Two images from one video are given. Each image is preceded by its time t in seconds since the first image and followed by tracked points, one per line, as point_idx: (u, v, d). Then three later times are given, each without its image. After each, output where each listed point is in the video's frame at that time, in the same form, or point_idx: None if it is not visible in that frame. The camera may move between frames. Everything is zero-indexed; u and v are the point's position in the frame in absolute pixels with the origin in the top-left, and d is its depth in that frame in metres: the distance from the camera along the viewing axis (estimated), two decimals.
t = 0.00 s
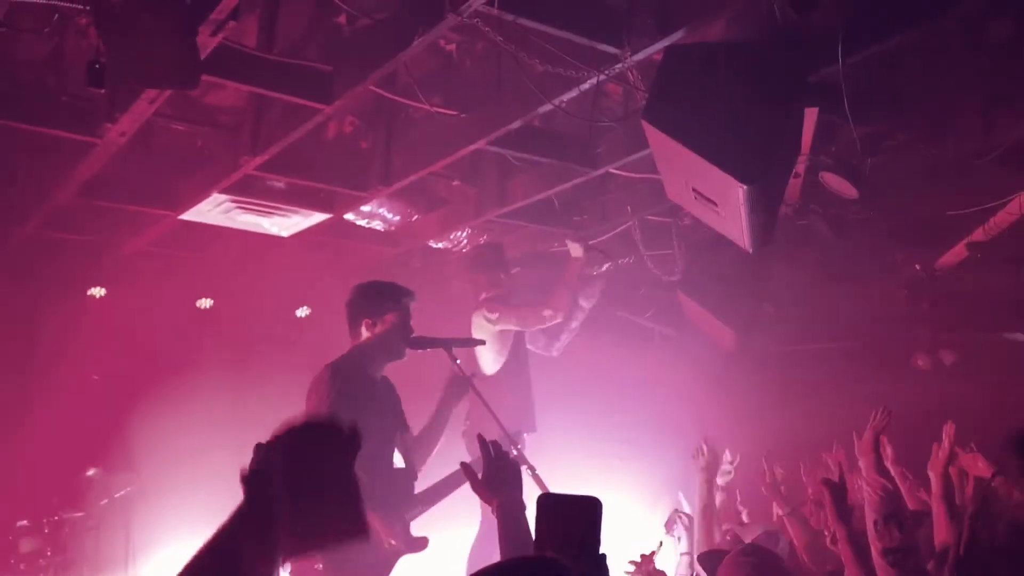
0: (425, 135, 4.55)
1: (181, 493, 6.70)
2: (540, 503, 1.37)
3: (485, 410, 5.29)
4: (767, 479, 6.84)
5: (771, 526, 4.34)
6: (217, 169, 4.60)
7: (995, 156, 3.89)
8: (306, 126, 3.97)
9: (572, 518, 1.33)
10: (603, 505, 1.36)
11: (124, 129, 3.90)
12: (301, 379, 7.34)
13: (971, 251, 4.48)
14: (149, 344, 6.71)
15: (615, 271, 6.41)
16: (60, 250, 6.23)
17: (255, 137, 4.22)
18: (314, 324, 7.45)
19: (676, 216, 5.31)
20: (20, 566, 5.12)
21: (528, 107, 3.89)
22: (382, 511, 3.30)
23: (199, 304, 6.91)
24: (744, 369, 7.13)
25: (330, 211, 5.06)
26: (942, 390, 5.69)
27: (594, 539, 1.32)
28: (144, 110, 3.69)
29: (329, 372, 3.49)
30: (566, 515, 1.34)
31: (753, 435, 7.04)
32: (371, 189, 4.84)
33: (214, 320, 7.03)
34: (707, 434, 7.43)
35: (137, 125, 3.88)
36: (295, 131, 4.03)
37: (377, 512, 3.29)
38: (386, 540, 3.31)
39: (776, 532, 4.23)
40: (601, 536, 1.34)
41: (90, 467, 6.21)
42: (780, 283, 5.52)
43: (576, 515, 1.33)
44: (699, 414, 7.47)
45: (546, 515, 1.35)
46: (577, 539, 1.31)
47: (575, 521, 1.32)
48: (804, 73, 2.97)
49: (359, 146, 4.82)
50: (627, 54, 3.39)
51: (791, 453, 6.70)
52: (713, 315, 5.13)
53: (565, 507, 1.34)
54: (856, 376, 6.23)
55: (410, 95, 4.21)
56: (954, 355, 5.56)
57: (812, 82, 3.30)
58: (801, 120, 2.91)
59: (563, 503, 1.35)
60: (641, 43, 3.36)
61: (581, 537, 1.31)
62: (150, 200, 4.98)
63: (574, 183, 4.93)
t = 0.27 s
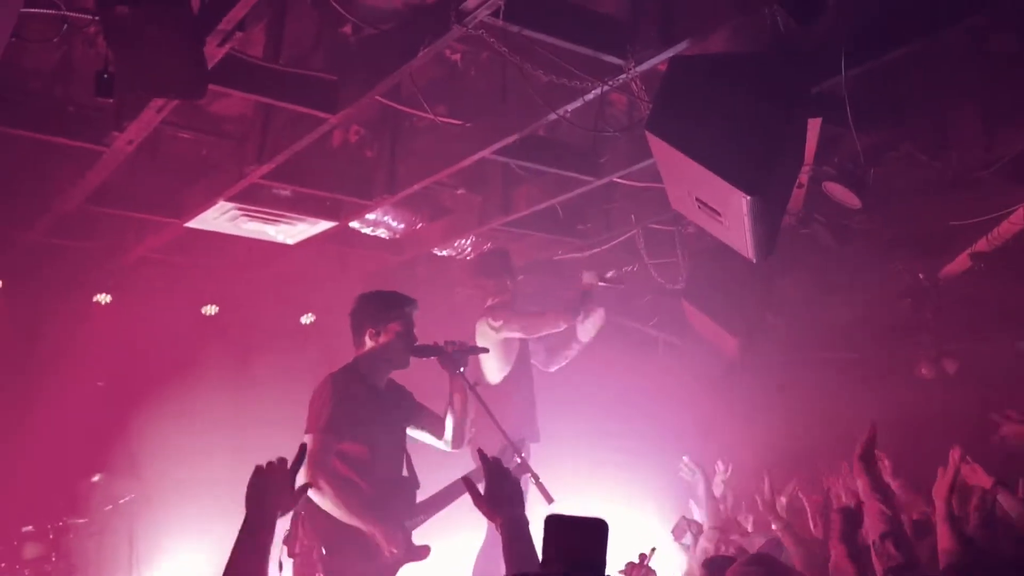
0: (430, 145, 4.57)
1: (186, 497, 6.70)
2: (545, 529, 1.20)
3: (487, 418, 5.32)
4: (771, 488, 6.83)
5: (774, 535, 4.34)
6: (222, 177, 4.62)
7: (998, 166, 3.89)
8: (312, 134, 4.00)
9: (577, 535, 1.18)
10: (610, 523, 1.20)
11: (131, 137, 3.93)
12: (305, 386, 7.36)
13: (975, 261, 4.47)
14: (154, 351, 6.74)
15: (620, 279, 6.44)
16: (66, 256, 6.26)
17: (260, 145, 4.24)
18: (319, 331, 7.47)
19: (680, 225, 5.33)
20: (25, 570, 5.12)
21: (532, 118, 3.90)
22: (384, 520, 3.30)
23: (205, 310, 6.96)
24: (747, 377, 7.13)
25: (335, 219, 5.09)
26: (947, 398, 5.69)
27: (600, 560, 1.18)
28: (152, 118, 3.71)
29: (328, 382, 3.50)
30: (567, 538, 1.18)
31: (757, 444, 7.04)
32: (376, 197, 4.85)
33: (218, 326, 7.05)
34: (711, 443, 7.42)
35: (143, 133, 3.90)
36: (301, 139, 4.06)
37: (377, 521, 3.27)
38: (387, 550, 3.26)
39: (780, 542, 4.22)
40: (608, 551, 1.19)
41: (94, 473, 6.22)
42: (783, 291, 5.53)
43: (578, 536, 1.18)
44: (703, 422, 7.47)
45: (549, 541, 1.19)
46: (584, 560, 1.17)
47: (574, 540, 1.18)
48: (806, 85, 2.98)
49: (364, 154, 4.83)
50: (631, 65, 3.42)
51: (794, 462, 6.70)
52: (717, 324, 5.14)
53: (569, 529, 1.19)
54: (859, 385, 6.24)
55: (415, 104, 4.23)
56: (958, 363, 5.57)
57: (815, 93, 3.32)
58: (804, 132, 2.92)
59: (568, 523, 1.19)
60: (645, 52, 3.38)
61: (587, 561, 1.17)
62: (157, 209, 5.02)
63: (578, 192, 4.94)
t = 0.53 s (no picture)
0: (435, 146, 4.57)
1: (189, 498, 6.69)
2: (543, 531, 1.19)
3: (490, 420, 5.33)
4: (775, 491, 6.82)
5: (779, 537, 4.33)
6: (228, 178, 4.63)
7: (1005, 167, 3.88)
8: (318, 135, 4.00)
9: (579, 535, 1.17)
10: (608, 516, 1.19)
11: (138, 137, 3.93)
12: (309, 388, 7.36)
13: (980, 263, 4.45)
14: (159, 351, 6.74)
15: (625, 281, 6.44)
16: (72, 257, 6.27)
17: (266, 146, 4.25)
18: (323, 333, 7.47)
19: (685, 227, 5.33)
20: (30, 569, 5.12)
21: (538, 119, 3.90)
22: (386, 523, 3.23)
23: (210, 311, 6.99)
24: (752, 380, 7.12)
25: (340, 220, 5.10)
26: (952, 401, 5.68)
27: (602, 549, 1.16)
28: (158, 119, 3.72)
29: (329, 390, 3.44)
30: (569, 542, 1.16)
31: (762, 447, 7.02)
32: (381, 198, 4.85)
33: (223, 328, 7.06)
34: (716, 445, 7.41)
35: (149, 133, 3.90)
36: (306, 140, 4.06)
37: (378, 521, 3.17)
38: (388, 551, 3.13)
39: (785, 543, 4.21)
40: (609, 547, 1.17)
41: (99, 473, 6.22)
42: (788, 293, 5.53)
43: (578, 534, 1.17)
44: (707, 425, 7.46)
45: (548, 544, 1.17)
46: (588, 552, 1.15)
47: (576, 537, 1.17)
48: (812, 86, 2.98)
49: (370, 155, 4.84)
50: (638, 66, 3.41)
51: (799, 465, 6.68)
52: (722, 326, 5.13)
53: (568, 529, 1.17)
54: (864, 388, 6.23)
55: (420, 104, 4.23)
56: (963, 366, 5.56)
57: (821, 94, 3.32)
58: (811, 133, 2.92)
59: (570, 514, 1.17)
60: (651, 53, 3.38)
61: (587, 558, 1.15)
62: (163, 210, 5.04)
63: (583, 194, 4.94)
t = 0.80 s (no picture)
0: (441, 130, 4.56)
1: (191, 479, 6.71)
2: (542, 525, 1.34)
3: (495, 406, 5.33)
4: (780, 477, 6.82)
5: (783, 523, 4.33)
6: (234, 163, 4.63)
7: (1015, 153, 3.85)
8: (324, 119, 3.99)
9: (578, 517, 1.21)
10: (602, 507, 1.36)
11: (144, 121, 3.93)
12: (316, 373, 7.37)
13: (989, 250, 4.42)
14: (165, 337, 6.76)
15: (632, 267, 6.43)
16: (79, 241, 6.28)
17: (273, 131, 4.24)
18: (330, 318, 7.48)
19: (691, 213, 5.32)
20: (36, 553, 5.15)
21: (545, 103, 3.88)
22: (390, 511, 3.21)
23: (216, 296, 6.96)
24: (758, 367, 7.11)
25: (346, 205, 5.09)
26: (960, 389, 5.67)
27: (603, 532, 1.21)
28: (164, 103, 3.71)
29: (332, 376, 3.36)
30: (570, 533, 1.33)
31: (767, 434, 7.02)
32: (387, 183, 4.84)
33: (230, 313, 7.07)
34: (721, 432, 7.41)
35: (154, 117, 3.90)
36: (312, 126, 4.05)
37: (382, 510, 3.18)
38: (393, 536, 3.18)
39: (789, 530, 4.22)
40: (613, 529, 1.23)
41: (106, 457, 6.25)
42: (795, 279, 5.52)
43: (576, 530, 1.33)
44: (713, 413, 7.45)
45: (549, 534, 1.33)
46: (588, 535, 1.20)
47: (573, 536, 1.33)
48: (822, 69, 2.96)
49: (376, 139, 4.82)
50: (646, 48, 3.40)
51: (805, 452, 6.68)
52: (728, 312, 5.12)
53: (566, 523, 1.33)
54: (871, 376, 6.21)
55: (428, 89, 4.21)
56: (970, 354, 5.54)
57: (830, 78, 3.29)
58: (820, 116, 2.90)
59: (568, 494, 1.22)
60: (658, 36, 3.36)
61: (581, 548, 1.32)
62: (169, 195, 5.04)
63: (589, 179, 4.93)
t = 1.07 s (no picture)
0: (446, 111, 4.53)
1: (192, 463, 6.70)
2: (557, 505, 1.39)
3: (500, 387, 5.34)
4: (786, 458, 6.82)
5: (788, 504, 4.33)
6: (238, 144, 4.61)
7: None
8: (328, 100, 3.97)
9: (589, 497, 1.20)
10: (614, 484, 1.39)
11: (147, 101, 3.92)
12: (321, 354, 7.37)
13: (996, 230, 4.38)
14: (171, 319, 6.77)
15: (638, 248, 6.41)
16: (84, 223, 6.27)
17: (276, 111, 4.22)
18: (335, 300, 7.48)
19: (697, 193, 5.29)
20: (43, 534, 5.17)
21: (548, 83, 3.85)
22: (394, 493, 3.20)
23: (222, 278, 7.01)
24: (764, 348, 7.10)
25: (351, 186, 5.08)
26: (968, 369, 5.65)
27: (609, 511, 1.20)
28: (167, 83, 3.70)
29: (335, 360, 3.34)
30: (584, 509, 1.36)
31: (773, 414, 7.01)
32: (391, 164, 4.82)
33: (235, 295, 7.07)
34: (727, 413, 7.40)
35: (157, 97, 3.89)
36: (316, 106, 4.03)
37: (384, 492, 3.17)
38: (398, 518, 3.18)
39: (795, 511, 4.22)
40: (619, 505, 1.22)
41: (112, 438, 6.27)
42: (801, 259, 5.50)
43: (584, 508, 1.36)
44: (718, 395, 7.45)
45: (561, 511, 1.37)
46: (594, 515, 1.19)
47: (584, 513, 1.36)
48: (830, 46, 2.93)
49: (380, 119, 4.80)
50: (652, 26, 3.37)
51: (811, 433, 6.67)
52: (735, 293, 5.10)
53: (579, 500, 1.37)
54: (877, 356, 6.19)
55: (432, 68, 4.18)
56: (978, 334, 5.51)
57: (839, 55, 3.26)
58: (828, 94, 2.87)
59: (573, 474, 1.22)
60: (664, 15, 3.34)
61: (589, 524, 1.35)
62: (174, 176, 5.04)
63: (594, 159, 4.90)
